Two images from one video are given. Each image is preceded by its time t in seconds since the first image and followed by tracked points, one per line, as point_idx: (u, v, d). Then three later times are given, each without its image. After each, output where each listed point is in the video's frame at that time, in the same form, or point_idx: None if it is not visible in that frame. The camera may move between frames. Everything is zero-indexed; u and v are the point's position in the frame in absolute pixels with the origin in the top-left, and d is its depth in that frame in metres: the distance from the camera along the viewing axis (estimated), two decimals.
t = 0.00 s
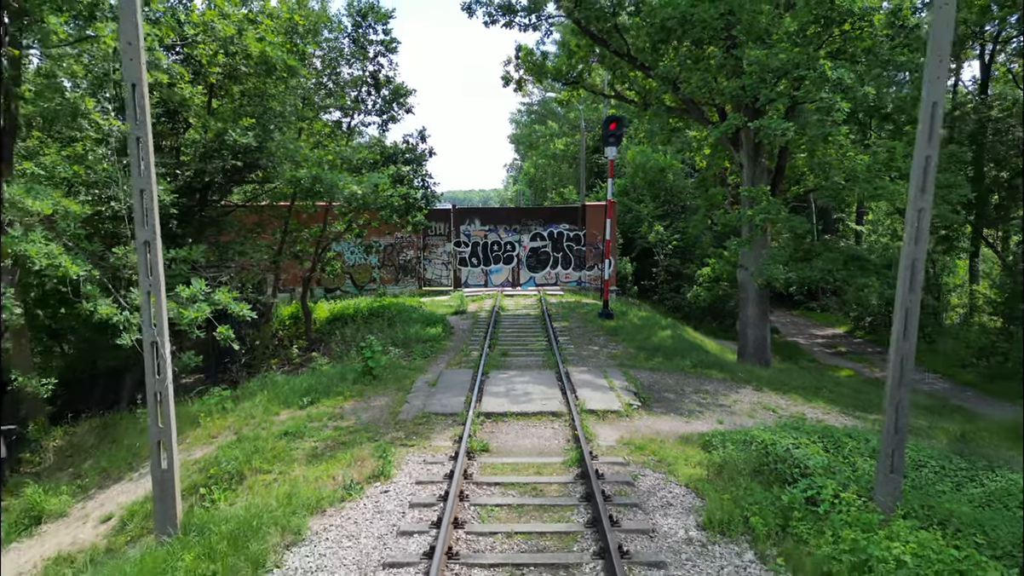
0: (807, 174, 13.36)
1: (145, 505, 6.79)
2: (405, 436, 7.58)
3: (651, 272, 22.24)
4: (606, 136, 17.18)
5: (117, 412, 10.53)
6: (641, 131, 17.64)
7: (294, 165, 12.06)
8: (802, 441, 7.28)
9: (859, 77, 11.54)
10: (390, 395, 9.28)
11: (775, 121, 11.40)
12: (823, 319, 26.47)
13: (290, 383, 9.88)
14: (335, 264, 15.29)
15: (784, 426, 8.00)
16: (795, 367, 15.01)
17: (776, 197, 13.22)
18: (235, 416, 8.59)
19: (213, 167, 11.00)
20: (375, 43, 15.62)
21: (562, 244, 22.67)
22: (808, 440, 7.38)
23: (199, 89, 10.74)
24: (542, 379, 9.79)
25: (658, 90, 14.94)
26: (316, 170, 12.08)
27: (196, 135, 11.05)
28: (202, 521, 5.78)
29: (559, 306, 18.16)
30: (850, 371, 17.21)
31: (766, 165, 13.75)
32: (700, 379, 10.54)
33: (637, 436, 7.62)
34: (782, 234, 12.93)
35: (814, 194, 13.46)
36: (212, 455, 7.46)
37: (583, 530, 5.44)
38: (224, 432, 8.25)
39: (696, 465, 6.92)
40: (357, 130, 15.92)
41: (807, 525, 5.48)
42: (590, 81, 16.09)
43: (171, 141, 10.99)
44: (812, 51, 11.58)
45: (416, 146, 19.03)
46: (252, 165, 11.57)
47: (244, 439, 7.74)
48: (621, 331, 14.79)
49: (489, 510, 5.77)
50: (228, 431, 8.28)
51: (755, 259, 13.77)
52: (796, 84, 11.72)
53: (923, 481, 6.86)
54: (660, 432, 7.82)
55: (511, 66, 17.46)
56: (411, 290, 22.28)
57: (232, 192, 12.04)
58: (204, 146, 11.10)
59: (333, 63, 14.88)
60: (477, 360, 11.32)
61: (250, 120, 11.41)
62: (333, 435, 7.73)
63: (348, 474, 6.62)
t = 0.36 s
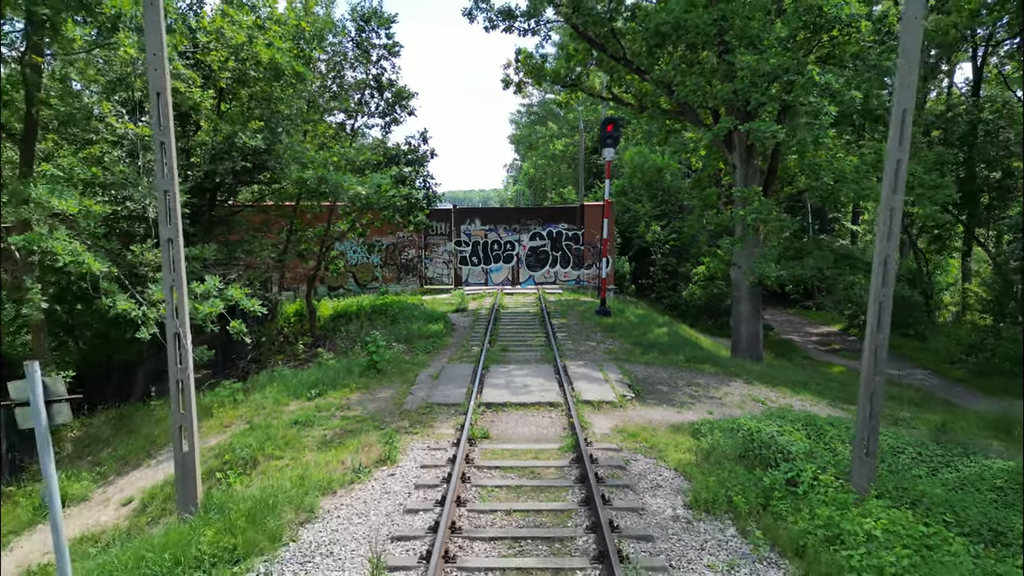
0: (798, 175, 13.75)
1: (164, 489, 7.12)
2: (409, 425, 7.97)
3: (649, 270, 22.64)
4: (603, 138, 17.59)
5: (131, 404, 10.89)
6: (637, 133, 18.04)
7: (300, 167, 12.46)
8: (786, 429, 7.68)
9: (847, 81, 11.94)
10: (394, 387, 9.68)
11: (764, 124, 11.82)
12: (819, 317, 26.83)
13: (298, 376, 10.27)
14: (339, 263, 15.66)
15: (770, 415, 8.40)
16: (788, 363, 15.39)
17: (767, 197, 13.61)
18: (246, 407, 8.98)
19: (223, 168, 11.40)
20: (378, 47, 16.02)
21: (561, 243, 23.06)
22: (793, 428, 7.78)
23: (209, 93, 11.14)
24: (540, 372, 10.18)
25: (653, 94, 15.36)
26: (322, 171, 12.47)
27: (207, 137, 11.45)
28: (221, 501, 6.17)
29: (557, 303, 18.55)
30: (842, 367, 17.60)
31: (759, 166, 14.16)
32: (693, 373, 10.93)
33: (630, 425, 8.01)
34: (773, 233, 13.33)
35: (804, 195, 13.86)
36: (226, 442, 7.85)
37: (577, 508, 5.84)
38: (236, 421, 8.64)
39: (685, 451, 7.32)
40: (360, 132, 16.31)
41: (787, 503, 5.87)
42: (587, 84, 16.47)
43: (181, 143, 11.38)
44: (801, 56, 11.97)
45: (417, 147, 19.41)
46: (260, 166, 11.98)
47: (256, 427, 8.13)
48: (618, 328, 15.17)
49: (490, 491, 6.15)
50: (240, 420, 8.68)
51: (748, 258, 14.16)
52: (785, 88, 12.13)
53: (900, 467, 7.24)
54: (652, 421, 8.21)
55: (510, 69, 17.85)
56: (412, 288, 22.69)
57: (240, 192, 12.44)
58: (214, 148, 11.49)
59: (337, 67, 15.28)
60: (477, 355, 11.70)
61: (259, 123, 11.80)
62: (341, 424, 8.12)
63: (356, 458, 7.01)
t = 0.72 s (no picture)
0: (790, 177, 14.13)
1: (179, 476, 7.46)
2: (412, 415, 8.35)
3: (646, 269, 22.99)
4: (601, 140, 17.86)
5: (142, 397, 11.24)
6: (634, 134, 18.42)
7: (306, 168, 12.82)
8: (772, 418, 8.06)
9: (836, 85, 12.31)
10: (397, 380, 10.06)
11: (754, 127, 12.22)
12: (815, 316, 27.17)
13: (305, 370, 10.65)
14: (342, 261, 16.03)
15: (758, 406, 8.77)
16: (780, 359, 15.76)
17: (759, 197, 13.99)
18: (256, 398, 9.37)
19: (231, 169, 11.78)
20: (381, 50, 16.38)
21: (560, 243, 23.42)
22: (778, 417, 8.16)
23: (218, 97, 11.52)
24: (538, 366, 10.57)
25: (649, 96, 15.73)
26: (327, 172, 12.84)
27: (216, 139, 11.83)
28: (235, 483, 6.56)
29: (556, 302, 18.93)
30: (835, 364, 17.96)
31: (752, 167, 14.56)
32: (686, 368, 11.30)
33: (624, 415, 8.39)
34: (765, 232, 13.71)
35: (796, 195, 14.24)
36: (238, 430, 8.23)
37: (572, 490, 6.21)
38: (246, 412, 9.03)
39: (675, 439, 7.69)
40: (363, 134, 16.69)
41: (768, 486, 6.24)
42: (585, 86, 16.82)
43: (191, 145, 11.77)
44: (791, 61, 12.36)
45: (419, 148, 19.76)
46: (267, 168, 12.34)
47: (266, 417, 8.51)
48: (615, 325, 15.56)
49: (489, 475, 6.52)
50: (250, 411, 9.06)
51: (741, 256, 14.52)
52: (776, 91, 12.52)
53: (880, 454, 7.62)
54: (645, 412, 8.58)
55: (510, 72, 18.19)
56: (413, 287, 23.08)
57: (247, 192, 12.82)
58: (222, 150, 11.86)
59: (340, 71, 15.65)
60: (477, 351, 12.06)
61: (266, 126, 12.17)
62: (347, 414, 8.50)
63: (363, 446, 7.39)
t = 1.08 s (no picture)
0: (781, 178, 14.54)
1: (196, 462, 7.88)
2: (417, 405, 8.79)
3: (644, 268, 23.43)
4: (598, 141, 18.10)
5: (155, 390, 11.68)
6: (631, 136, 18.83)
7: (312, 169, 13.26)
8: (758, 409, 8.49)
9: (824, 89, 12.73)
10: (401, 373, 10.49)
11: (744, 130, 12.67)
12: (810, 314, 27.56)
13: (312, 364, 11.08)
14: (345, 260, 16.44)
15: (745, 397, 9.21)
16: (773, 355, 16.19)
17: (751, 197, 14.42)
18: (267, 390, 9.80)
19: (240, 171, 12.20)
20: (383, 54, 16.78)
21: (559, 242, 23.84)
22: (765, 408, 8.59)
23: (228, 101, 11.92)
24: (536, 361, 11.00)
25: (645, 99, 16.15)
26: (332, 173, 13.30)
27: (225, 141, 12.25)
28: (251, 466, 6.99)
29: (555, 300, 19.35)
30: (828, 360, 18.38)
31: (745, 168, 15.01)
32: (679, 362, 11.72)
33: (617, 405, 8.83)
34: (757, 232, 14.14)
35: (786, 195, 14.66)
36: (251, 419, 8.66)
37: (566, 473, 6.63)
38: (257, 402, 9.46)
39: (666, 427, 8.12)
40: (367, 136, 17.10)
41: (751, 469, 6.67)
42: (584, 89, 17.25)
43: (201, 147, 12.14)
44: (781, 66, 12.81)
45: (421, 150, 20.17)
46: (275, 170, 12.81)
47: (278, 407, 8.94)
48: (612, 322, 15.99)
49: (489, 459, 6.95)
50: (261, 402, 9.49)
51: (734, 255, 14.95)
52: (766, 97, 12.97)
53: (859, 441, 8.04)
54: (637, 402, 9.01)
55: (510, 75, 18.58)
56: (415, 285, 23.50)
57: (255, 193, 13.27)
58: (232, 152, 12.29)
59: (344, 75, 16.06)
60: (477, 346, 12.47)
61: (274, 129, 12.62)
62: (354, 404, 8.94)
63: (370, 433, 7.82)
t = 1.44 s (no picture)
0: (772, 178, 14.98)
1: (212, 448, 8.34)
2: (421, 395, 9.23)
3: (642, 267, 23.87)
4: (596, 143, 18.21)
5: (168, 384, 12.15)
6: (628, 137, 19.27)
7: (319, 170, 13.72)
8: (745, 398, 8.94)
9: (813, 93, 13.19)
10: (406, 366, 10.94)
11: (736, 132, 13.13)
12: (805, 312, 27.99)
13: (319, 358, 11.52)
14: (349, 259, 16.88)
15: (734, 388, 9.66)
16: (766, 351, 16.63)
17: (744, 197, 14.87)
18: (277, 381, 10.25)
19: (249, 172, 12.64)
20: (387, 58, 17.20)
21: (558, 241, 24.25)
22: (751, 397, 9.03)
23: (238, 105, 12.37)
24: (535, 355, 11.44)
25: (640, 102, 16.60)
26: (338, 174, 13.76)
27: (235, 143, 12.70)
28: (266, 450, 7.45)
29: (553, 297, 19.80)
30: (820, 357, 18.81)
31: (738, 169, 15.49)
32: (673, 356, 12.16)
33: (612, 396, 9.26)
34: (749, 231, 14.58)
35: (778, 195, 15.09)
36: (263, 408, 9.11)
37: (563, 457, 7.06)
38: (268, 393, 9.91)
39: (658, 415, 8.55)
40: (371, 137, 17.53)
41: (736, 452, 7.11)
42: (582, 92, 17.69)
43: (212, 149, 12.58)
44: (771, 71, 13.27)
45: (423, 151, 20.60)
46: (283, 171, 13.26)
47: (288, 397, 9.38)
48: (609, 319, 16.44)
49: (490, 444, 7.39)
50: (272, 393, 9.94)
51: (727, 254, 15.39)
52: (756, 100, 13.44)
53: (842, 429, 8.48)
54: (631, 393, 9.45)
55: (509, 77, 19.00)
56: (417, 284, 23.98)
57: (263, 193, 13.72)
58: (242, 154, 12.74)
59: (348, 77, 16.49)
60: (478, 341, 12.90)
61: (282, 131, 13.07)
62: (362, 395, 9.38)
63: (377, 420, 8.27)
